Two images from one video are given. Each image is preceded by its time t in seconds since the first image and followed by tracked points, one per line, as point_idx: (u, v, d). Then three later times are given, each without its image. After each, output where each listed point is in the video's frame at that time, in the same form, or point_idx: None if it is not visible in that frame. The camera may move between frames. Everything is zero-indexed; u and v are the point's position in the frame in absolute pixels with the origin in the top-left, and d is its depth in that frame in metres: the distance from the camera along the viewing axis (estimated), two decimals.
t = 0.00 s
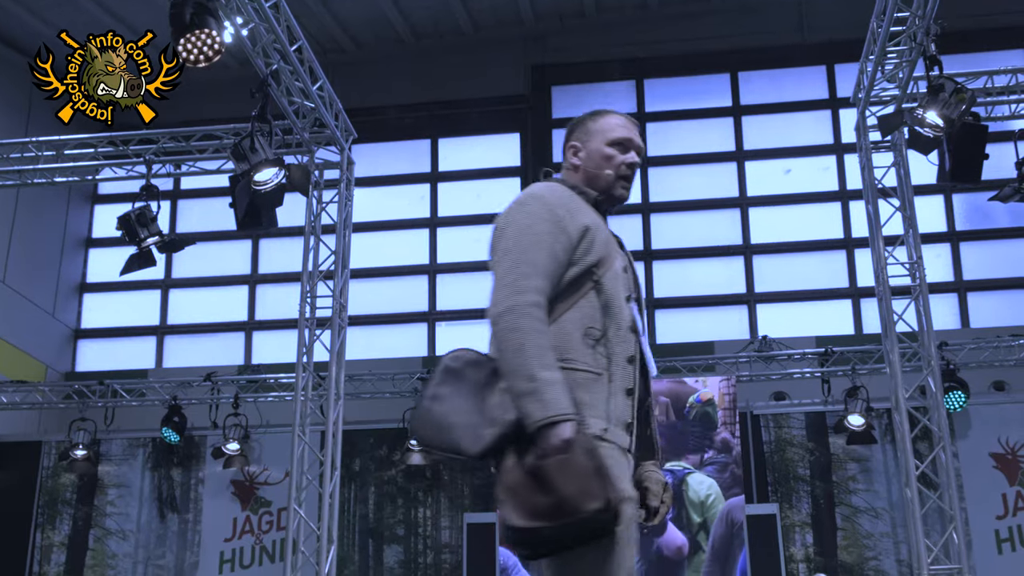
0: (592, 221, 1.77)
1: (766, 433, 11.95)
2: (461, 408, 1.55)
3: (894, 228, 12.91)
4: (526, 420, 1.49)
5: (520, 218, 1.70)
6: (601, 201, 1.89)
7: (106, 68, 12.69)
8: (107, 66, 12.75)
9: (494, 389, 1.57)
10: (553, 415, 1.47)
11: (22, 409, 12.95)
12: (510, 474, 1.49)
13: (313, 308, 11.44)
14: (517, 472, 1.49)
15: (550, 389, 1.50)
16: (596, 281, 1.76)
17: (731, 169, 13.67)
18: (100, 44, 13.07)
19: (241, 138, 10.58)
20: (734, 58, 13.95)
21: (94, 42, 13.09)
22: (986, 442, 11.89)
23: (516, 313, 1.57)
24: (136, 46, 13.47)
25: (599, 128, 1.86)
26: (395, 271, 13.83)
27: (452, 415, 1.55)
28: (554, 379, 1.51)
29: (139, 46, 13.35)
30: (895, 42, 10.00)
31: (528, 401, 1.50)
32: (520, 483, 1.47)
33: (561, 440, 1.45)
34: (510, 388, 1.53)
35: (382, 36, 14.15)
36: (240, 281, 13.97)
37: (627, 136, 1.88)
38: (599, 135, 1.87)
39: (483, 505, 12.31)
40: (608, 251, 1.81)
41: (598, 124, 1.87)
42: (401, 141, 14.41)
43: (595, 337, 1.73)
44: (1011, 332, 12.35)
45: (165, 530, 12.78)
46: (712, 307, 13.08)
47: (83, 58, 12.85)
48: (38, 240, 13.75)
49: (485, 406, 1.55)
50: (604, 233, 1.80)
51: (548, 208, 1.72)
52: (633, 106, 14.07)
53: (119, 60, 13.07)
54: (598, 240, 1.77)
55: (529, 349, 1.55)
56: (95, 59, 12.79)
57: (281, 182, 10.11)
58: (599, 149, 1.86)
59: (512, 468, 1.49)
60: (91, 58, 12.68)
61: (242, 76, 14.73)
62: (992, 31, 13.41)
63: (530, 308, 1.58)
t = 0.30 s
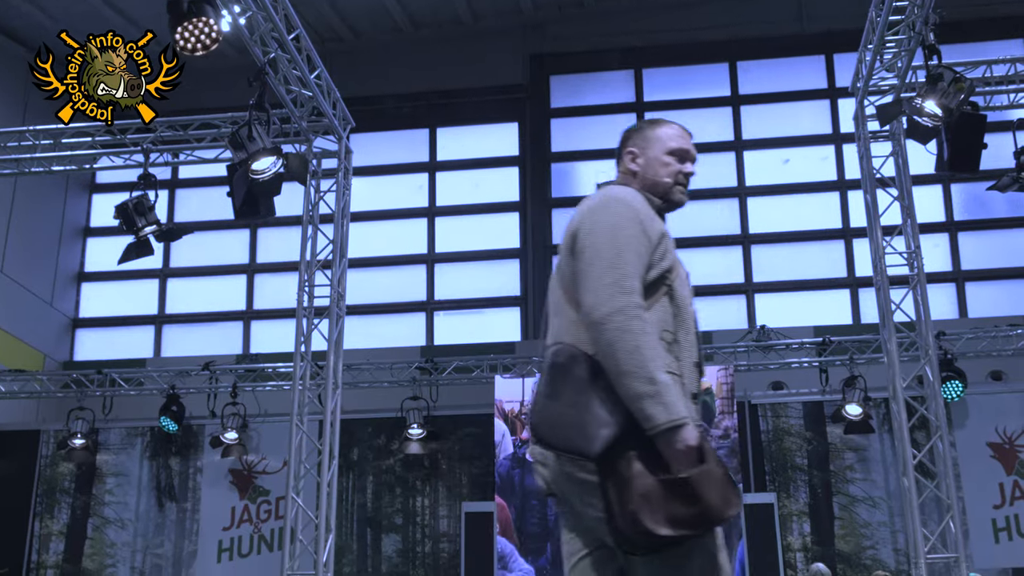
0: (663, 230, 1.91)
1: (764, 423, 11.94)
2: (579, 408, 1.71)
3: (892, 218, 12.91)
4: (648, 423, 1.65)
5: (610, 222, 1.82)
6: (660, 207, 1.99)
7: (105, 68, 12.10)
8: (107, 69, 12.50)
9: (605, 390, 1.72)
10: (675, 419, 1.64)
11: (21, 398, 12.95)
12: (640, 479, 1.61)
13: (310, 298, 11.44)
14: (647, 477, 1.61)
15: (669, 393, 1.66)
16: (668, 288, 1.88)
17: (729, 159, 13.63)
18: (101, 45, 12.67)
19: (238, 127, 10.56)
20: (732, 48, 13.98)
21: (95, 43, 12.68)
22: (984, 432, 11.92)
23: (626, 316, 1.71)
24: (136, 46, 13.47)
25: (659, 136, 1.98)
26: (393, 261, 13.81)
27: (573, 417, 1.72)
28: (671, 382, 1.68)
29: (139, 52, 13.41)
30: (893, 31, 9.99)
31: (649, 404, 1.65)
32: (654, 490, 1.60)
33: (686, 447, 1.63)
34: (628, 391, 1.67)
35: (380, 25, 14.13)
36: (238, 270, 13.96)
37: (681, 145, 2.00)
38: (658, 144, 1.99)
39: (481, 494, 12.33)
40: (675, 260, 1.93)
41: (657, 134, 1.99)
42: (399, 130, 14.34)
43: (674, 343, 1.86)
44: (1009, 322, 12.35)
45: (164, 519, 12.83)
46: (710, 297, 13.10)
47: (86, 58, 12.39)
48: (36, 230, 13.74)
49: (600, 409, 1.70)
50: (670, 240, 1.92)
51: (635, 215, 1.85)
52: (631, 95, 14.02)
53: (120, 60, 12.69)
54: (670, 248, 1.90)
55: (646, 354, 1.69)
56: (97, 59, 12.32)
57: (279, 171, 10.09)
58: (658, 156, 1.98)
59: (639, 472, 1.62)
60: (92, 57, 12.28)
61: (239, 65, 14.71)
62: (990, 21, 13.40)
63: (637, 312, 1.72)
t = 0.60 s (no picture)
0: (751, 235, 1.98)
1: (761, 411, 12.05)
2: (678, 416, 1.79)
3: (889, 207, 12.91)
4: (747, 431, 1.74)
5: (707, 230, 1.88)
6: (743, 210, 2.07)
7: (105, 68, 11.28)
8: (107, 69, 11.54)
9: (702, 397, 1.80)
10: (770, 428, 1.74)
11: (18, 386, 12.93)
12: (739, 488, 1.71)
13: (307, 285, 11.42)
14: (745, 486, 1.71)
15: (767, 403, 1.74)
16: (756, 296, 1.96)
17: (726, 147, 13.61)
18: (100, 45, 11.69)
19: (234, 114, 10.55)
20: (730, 37, 13.95)
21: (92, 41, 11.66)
22: (979, 420, 11.94)
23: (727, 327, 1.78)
24: (135, 44, 13.44)
25: (746, 144, 2.06)
26: (390, 249, 13.79)
27: (673, 423, 1.80)
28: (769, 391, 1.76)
29: (137, 46, 13.43)
30: (891, 19, 9.98)
31: (749, 414, 1.74)
32: (752, 499, 1.70)
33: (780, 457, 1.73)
34: (727, 400, 1.75)
35: (376, 12, 14.08)
36: (235, 258, 13.95)
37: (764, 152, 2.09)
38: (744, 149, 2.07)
39: (477, 482, 12.35)
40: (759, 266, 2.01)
41: (745, 140, 2.07)
42: (396, 118, 14.29)
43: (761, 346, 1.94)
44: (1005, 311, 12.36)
45: (161, 506, 12.83)
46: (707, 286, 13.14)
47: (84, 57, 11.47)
48: (32, 217, 13.71)
49: (699, 416, 1.78)
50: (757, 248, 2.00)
51: (729, 222, 1.91)
52: (628, 84, 14.00)
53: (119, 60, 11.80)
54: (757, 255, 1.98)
55: (746, 364, 1.76)
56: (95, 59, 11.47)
57: (276, 158, 10.09)
58: (746, 165, 2.06)
59: (737, 481, 1.72)
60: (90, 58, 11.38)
61: (236, 52, 14.67)
62: (988, 9, 13.38)
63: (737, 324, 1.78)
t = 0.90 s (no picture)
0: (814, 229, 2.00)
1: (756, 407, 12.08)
2: (734, 401, 1.81)
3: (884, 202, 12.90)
4: (801, 420, 1.75)
5: (769, 222, 1.92)
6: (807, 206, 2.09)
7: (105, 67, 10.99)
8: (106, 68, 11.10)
9: (758, 386, 1.82)
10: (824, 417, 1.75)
11: (12, 380, 12.91)
12: (787, 476, 1.72)
13: (302, 280, 11.41)
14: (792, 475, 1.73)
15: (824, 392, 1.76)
16: (818, 291, 2.01)
17: (722, 142, 13.60)
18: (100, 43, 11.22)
19: (228, 108, 10.51)
20: (727, 31, 13.93)
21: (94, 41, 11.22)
22: (974, 416, 11.96)
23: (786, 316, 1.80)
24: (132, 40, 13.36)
25: (812, 140, 2.07)
26: (386, 243, 13.75)
27: (730, 406, 1.82)
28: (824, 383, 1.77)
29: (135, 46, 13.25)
30: (887, 13, 9.96)
31: (802, 403, 1.76)
32: (798, 488, 1.71)
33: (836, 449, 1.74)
34: (781, 389, 1.78)
35: (372, 6, 14.04)
36: (230, 253, 13.93)
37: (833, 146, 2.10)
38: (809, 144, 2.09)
39: (472, 476, 12.36)
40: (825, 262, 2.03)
41: (811, 134, 2.07)
42: (392, 112, 14.27)
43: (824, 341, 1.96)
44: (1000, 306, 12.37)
45: (156, 501, 12.83)
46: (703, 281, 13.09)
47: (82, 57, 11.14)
48: (27, 211, 13.67)
49: (754, 403, 1.81)
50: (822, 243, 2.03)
51: (790, 216, 1.95)
52: (624, 78, 13.99)
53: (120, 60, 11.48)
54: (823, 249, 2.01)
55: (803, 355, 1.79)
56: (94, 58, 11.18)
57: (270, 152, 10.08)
58: (813, 160, 2.07)
59: (784, 468, 1.73)
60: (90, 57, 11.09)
61: (231, 46, 14.63)
62: (983, 4, 13.38)
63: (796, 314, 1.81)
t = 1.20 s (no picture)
0: (834, 246, 2.14)
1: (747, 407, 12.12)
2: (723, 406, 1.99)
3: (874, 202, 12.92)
4: (782, 422, 1.89)
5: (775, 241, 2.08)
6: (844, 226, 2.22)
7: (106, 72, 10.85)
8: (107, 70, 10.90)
9: (750, 392, 1.99)
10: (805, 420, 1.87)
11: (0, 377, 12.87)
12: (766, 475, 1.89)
13: (291, 277, 11.39)
14: (773, 474, 1.89)
15: (804, 395, 1.88)
16: (836, 305, 2.14)
17: (714, 141, 13.62)
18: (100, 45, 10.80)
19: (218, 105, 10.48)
20: (718, 30, 13.95)
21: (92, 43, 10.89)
22: (962, 415, 12.01)
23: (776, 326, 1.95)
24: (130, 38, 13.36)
25: (853, 166, 2.19)
26: (376, 241, 13.73)
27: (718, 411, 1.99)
28: (805, 385, 1.89)
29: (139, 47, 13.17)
30: (877, 13, 9.98)
31: (782, 406, 1.89)
32: (777, 485, 1.88)
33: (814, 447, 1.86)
34: (765, 393, 1.92)
35: (364, 4, 14.04)
36: (220, 250, 13.91)
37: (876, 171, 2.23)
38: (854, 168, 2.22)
39: (461, 474, 12.35)
40: (847, 277, 2.16)
41: (851, 161, 2.20)
42: (383, 110, 14.26)
43: (836, 350, 2.09)
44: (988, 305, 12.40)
45: (145, 498, 12.82)
46: (693, 279, 13.08)
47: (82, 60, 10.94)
48: (17, 208, 13.65)
49: (744, 408, 1.97)
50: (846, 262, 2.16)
51: (802, 235, 2.11)
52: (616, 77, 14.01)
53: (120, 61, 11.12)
54: (841, 265, 2.14)
55: (790, 362, 1.93)
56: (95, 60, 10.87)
57: (260, 149, 10.07)
58: (852, 184, 2.20)
59: (765, 468, 1.90)
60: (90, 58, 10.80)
61: (222, 43, 14.61)
62: (974, 4, 13.41)
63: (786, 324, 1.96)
